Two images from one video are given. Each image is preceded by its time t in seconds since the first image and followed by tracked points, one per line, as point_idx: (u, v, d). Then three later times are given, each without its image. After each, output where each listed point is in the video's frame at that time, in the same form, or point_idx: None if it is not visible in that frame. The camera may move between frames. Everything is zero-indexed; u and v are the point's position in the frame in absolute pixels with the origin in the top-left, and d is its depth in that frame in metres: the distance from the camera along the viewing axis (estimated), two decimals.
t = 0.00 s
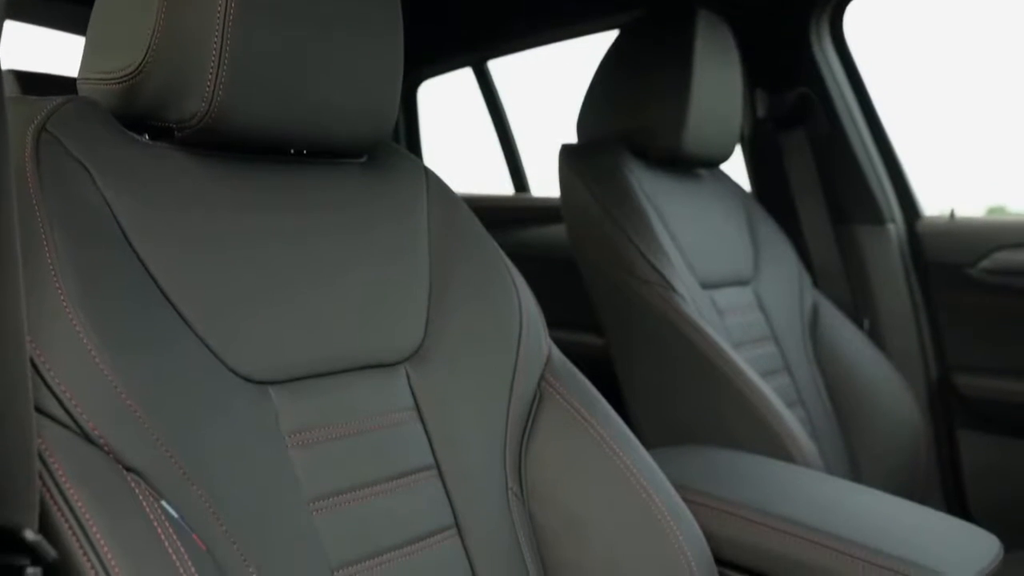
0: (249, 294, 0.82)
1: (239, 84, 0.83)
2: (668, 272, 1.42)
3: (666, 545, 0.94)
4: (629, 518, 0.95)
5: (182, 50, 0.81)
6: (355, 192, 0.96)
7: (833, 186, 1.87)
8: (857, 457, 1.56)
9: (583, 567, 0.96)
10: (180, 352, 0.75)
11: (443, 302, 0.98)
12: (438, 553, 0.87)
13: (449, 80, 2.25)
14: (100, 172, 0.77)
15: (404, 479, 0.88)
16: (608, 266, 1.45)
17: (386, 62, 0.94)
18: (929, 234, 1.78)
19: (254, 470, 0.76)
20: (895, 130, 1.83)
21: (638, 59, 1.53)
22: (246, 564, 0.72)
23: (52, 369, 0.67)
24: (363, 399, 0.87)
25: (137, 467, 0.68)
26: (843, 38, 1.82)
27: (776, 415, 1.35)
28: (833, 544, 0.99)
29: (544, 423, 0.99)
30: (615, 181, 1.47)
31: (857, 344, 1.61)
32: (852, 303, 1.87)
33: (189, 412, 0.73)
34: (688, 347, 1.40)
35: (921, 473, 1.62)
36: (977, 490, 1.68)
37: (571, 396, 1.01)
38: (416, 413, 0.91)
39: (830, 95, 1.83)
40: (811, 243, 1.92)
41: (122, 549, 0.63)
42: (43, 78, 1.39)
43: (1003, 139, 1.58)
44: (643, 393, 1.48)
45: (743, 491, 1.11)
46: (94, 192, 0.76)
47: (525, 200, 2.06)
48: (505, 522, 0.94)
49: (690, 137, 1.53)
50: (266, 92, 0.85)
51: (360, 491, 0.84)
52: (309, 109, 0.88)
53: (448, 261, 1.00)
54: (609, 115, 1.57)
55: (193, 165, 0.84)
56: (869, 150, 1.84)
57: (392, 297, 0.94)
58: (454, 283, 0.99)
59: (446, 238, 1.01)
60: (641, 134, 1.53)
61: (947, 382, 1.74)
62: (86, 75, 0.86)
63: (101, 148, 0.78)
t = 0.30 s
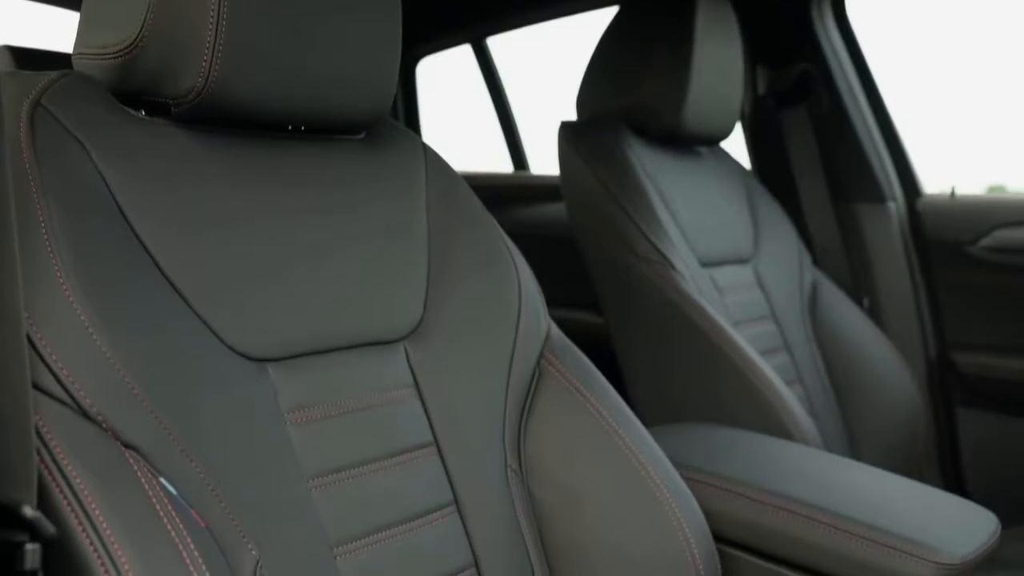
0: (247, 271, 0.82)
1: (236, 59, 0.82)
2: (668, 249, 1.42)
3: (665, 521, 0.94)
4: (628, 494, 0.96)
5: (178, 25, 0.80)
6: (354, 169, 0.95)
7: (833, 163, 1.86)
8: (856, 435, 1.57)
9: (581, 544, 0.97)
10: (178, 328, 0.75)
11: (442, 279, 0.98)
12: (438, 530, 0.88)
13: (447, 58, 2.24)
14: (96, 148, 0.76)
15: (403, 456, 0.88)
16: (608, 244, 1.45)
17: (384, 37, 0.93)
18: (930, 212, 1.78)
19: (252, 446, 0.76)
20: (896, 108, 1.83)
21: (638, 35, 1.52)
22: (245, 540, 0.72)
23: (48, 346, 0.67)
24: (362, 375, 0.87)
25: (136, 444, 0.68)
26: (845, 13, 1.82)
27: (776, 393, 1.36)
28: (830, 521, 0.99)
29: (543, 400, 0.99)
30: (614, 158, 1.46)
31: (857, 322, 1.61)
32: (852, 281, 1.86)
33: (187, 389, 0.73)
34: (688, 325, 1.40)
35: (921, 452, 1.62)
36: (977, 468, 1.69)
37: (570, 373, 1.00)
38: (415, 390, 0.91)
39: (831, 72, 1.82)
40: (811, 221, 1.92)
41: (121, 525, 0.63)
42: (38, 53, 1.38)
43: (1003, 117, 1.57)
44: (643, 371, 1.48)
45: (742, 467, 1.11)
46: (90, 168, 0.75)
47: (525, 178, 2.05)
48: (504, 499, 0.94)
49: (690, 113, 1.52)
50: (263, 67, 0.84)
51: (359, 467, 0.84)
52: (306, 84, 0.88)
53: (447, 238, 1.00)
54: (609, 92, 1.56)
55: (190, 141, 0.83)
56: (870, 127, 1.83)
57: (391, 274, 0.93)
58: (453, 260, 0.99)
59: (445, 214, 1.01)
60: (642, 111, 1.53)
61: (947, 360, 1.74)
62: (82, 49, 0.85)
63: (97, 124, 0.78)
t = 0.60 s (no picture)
0: (244, 246, 0.82)
1: (232, 33, 0.81)
2: (668, 227, 1.41)
3: (664, 496, 0.95)
4: (626, 470, 0.96)
5: None
6: (352, 145, 0.95)
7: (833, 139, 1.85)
8: (855, 412, 1.57)
9: (580, 520, 0.96)
10: (175, 304, 0.75)
11: (441, 255, 0.97)
12: (437, 505, 0.88)
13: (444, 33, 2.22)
14: (91, 123, 0.76)
15: (402, 432, 0.88)
16: (607, 221, 1.44)
17: (382, 11, 0.92)
18: (930, 189, 1.78)
19: (251, 422, 0.76)
20: (897, 84, 1.82)
21: (637, 10, 1.51)
22: (244, 516, 0.73)
23: (45, 322, 0.66)
24: (361, 352, 0.87)
25: (134, 420, 0.68)
26: None
27: (775, 370, 1.36)
28: (828, 497, 1.00)
29: (542, 376, 0.99)
30: (614, 134, 1.46)
31: (857, 299, 1.61)
32: (851, 259, 1.86)
33: (185, 365, 0.73)
34: (687, 302, 1.40)
35: (918, 429, 1.62)
36: (975, 445, 1.69)
37: (569, 350, 1.00)
38: (414, 367, 0.91)
39: (832, 48, 1.81)
40: (810, 198, 1.91)
41: (120, 501, 0.63)
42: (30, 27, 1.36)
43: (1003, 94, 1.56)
44: (642, 349, 1.48)
45: (741, 443, 1.11)
46: (86, 143, 0.75)
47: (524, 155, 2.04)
48: (503, 475, 0.94)
49: (690, 90, 1.51)
50: (260, 42, 0.83)
51: (358, 444, 0.84)
52: (304, 59, 0.87)
53: (446, 214, 1.00)
54: (608, 67, 1.55)
55: (186, 116, 0.83)
56: (870, 104, 1.82)
57: (389, 250, 0.93)
58: (452, 236, 0.99)
59: (444, 191, 1.01)
60: (641, 87, 1.52)
61: (946, 337, 1.74)
62: (76, 23, 0.84)
63: (92, 99, 0.77)
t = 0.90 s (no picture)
0: (241, 226, 0.81)
1: (229, 13, 0.81)
2: (667, 209, 1.41)
3: (663, 479, 0.95)
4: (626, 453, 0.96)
5: None
6: (350, 126, 0.94)
7: (833, 121, 1.85)
8: (853, 394, 1.57)
9: (579, 503, 0.96)
10: (173, 286, 0.74)
11: (440, 237, 0.97)
12: (436, 487, 0.88)
13: (444, 15, 2.21)
14: (87, 103, 0.75)
15: (400, 414, 0.88)
16: (607, 202, 1.44)
17: None
18: (929, 171, 1.77)
19: (249, 404, 0.76)
20: (898, 66, 1.82)
21: None
22: (243, 498, 0.72)
23: (42, 304, 0.66)
24: (359, 334, 0.87)
25: (131, 401, 0.68)
26: None
27: (774, 352, 1.36)
28: (827, 479, 1.00)
29: (541, 359, 0.99)
30: (613, 116, 1.45)
31: (856, 282, 1.61)
32: (850, 241, 1.85)
33: (183, 347, 0.73)
34: (686, 284, 1.39)
35: (916, 411, 1.62)
36: (973, 429, 1.69)
37: (568, 332, 1.00)
38: (412, 349, 0.91)
39: (833, 30, 1.80)
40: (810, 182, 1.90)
41: (118, 483, 0.63)
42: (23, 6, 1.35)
43: (1002, 76, 1.57)
44: (640, 332, 1.48)
45: (740, 426, 1.11)
46: (82, 123, 0.74)
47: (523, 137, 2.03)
48: (502, 458, 0.94)
49: (690, 71, 1.51)
50: (257, 22, 0.83)
51: (356, 426, 0.84)
52: (301, 39, 0.87)
53: (445, 195, 0.99)
54: (608, 49, 1.54)
55: (182, 96, 0.82)
56: (872, 86, 1.82)
57: (387, 232, 0.93)
58: (451, 219, 0.98)
59: (442, 172, 1.00)
60: (642, 68, 1.51)
61: (945, 320, 1.74)
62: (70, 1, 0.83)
63: (87, 79, 0.77)
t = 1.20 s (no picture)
0: (236, 204, 0.81)
1: None
2: (666, 188, 1.40)
3: (661, 459, 0.95)
4: (623, 433, 0.96)
5: None
6: (347, 105, 0.94)
7: (833, 100, 1.84)
8: (851, 375, 1.57)
9: (578, 482, 0.96)
10: (169, 266, 0.74)
11: (438, 217, 0.97)
12: (434, 467, 0.88)
13: None
14: (81, 80, 0.75)
15: (397, 394, 0.87)
16: (605, 182, 1.43)
17: None
18: (929, 150, 1.76)
19: (247, 383, 0.76)
20: (899, 45, 1.81)
21: None
22: (241, 478, 0.72)
23: (37, 282, 0.66)
24: (357, 313, 0.87)
25: (128, 380, 0.67)
26: None
27: (772, 333, 1.35)
28: (825, 458, 1.00)
29: (539, 338, 0.99)
30: (612, 96, 1.45)
31: (854, 262, 1.61)
32: (850, 221, 1.85)
33: (180, 326, 0.73)
34: (685, 264, 1.39)
35: (913, 390, 1.63)
36: (971, 409, 1.69)
37: (566, 311, 1.00)
38: (410, 329, 0.91)
39: (833, 8, 1.78)
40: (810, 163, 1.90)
41: (115, 463, 0.63)
42: None
43: (1003, 55, 1.57)
44: (639, 312, 1.48)
45: (737, 405, 1.11)
46: (76, 100, 0.74)
47: (521, 117, 2.02)
48: (500, 437, 0.94)
49: (689, 50, 1.50)
50: None
51: (354, 405, 0.84)
52: (296, 15, 0.86)
53: (443, 174, 0.99)
54: (607, 28, 1.53)
55: (178, 74, 0.82)
56: (872, 65, 1.81)
57: (385, 211, 0.92)
58: (449, 198, 0.98)
59: (440, 150, 1.00)
60: (641, 47, 1.50)
61: (943, 301, 1.74)
62: None
63: (82, 56, 0.76)
